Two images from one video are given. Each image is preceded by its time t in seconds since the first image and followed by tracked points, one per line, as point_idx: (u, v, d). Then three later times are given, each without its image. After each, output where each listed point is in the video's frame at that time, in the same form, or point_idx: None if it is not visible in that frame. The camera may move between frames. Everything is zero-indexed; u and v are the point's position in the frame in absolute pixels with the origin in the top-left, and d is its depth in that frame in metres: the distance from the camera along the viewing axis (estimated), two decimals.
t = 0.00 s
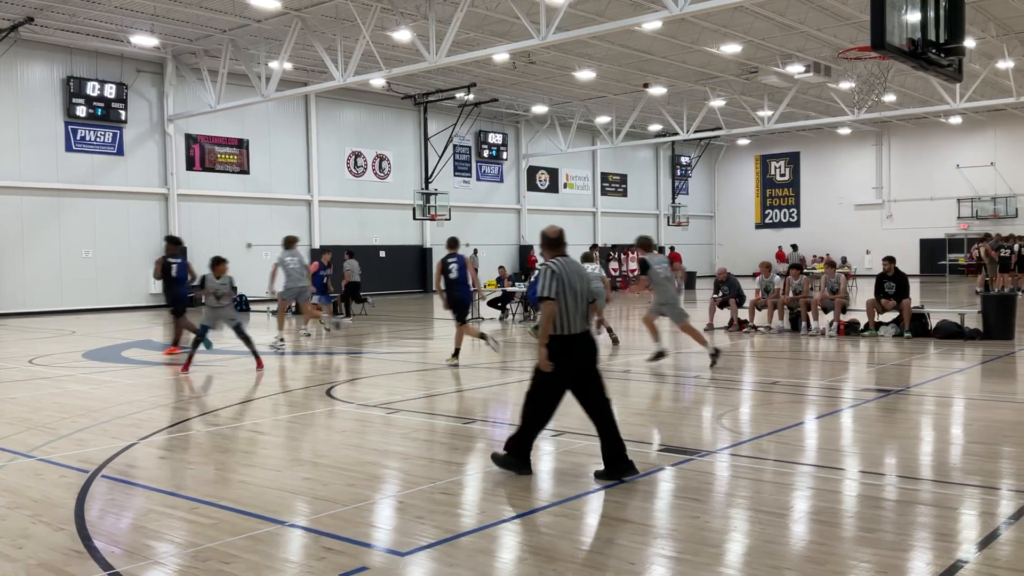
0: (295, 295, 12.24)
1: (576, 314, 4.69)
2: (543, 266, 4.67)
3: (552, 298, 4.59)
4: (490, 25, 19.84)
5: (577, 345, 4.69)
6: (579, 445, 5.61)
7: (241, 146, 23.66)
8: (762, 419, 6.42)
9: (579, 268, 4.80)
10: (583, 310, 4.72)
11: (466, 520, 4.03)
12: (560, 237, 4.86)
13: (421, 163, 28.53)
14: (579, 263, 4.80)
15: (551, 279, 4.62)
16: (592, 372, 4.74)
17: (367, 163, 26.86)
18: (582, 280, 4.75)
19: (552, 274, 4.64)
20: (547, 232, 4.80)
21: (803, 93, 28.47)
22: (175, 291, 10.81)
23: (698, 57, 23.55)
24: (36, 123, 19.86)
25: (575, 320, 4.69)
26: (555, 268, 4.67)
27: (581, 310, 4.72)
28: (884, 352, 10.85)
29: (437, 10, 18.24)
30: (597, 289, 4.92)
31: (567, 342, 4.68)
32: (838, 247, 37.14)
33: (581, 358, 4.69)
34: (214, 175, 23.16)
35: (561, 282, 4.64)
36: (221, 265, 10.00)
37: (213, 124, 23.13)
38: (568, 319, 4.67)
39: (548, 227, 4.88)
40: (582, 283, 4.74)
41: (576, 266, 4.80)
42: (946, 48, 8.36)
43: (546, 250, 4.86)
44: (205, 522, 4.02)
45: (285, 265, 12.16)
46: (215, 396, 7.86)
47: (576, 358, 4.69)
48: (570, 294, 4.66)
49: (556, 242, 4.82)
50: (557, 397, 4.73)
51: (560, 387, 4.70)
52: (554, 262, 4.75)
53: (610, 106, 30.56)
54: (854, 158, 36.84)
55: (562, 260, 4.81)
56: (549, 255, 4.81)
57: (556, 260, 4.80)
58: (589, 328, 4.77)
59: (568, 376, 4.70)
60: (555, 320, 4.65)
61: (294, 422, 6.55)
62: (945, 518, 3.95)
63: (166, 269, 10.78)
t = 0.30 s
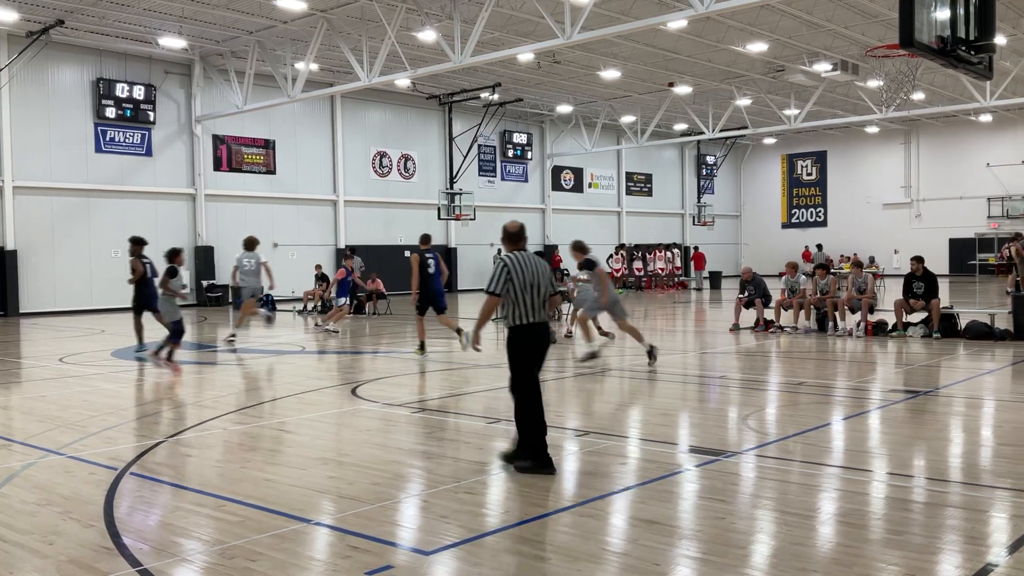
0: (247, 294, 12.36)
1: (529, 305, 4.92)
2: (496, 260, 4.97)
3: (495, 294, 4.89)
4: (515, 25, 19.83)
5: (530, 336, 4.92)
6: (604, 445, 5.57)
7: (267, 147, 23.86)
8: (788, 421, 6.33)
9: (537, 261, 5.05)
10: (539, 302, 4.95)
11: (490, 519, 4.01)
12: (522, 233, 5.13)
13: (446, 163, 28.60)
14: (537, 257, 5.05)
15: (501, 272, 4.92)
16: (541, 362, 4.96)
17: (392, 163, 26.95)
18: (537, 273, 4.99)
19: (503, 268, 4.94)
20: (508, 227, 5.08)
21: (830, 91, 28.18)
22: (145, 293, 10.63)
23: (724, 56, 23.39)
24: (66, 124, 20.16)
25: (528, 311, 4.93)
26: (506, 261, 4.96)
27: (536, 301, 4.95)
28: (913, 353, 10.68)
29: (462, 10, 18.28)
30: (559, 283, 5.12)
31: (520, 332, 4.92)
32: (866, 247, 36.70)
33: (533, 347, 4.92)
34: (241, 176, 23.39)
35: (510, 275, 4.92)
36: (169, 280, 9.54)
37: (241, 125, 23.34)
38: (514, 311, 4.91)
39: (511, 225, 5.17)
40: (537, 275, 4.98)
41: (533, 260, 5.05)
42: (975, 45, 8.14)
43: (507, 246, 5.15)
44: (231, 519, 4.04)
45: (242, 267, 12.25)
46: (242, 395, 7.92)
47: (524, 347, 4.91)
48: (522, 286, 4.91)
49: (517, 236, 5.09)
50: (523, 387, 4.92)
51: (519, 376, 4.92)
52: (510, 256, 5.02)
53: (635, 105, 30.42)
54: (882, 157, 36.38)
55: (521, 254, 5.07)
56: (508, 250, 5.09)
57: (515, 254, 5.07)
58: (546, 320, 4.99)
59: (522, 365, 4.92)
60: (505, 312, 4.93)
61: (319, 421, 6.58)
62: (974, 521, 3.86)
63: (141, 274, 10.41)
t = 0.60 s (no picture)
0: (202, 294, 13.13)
1: (483, 308, 5.16)
2: (454, 266, 5.19)
3: (454, 295, 5.08)
4: (527, 25, 19.82)
5: (480, 337, 5.15)
6: (616, 446, 5.54)
7: (280, 147, 23.97)
8: (802, 421, 6.29)
9: (492, 267, 5.30)
10: (491, 306, 5.20)
11: (502, 519, 3.99)
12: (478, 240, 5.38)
13: (458, 163, 28.62)
14: (492, 264, 5.30)
15: (458, 276, 5.14)
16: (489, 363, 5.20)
17: (404, 163, 26.98)
18: (492, 278, 5.24)
19: (460, 272, 5.17)
20: (465, 232, 5.33)
21: (844, 91, 28.01)
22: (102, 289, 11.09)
23: (737, 56, 23.31)
24: (80, 124, 20.28)
25: (480, 313, 5.15)
26: (463, 267, 5.19)
27: (490, 305, 5.20)
28: (926, 354, 10.60)
29: (475, 10, 18.30)
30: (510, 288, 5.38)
31: (472, 334, 5.14)
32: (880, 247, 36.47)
33: (484, 348, 5.16)
34: (254, 177, 23.49)
35: (466, 279, 5.14)
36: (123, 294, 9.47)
37: (254, 126, 23.44)
38: (469, 313, 5.13)
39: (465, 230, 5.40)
40: (492, 280, 5.23)
41: (488, 266, 5.30)
42: (990, 44, 8.05)
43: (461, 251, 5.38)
44: (244, 519, 4.05)
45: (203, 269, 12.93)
46: (254, 395, 7.94)
47: (476, 348, 5.14)
48: (477, 289, 5.15)
49: (472, 243, 5.35)
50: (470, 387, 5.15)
51: (461, 375, 5.15)
52: (467, 262, 5.26)
53: (647, 105, 30.33)
54: (896, 156, 36.15)
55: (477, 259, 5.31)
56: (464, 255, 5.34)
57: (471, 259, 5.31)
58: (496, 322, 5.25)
59: (472, 364, 5.15)
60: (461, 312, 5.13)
61: (331, 421, 6.58)
62: (990, 523, 3.81)
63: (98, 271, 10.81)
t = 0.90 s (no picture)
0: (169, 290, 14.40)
1: (434, 312, 5.25)
2: (406, 270, 5.22)
3: (411, 296, 5.15)
4: (532, 26, 19.81)
5: (437, 337, 5.25)
6: (622, 446, 5.55)
7: (285, 148, 24.02)
8: (807, 422, 6.29)
9: (443, 270, 5.38)
10: (442, 309, 5.30)
11: (508, 520, 4.00)
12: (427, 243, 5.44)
13: (464, 164, 28.64)
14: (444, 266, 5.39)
15: (411, 279, 5.18)
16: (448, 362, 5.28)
17: (410, 164, 27.00)
18: (443, 281, 5.32)
19: (412, 274, 5.21)
20: (414, 238, 5.40)
21: (850, 91, 27.94)
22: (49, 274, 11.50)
23: (743, 56, 23.28)
24: (87, 125, 20.36)
25: (432, 317, 5.25)
26: (416, 270, 5.23)
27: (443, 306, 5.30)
28: (932, 354, 10.58)
29: (480, 10, 18.30)
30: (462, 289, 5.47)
31: (424, 337, 5.23)
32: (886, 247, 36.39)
33: (438, 351, 5.25)
34: (260, 177, 23.55)
35: (420, 283, 5.19)
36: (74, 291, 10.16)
37: (260, 127, 23.51)
38: (426, 314, 5.22)
39: (416, 234, 5.46)
40: (445, 282, 5.33)
41: (439, 269, 5.37)
42: (997, 44, 8.04)
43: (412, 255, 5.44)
44: (250, 519, 4.06)
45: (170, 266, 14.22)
46: (261, 395, 7.96)
47: (435, 348, 5.24)
48: (429, 294, 5.22)
49: (422, 247, 5.41)
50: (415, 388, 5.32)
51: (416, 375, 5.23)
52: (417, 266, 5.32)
53: (653, 105, 30.29)
54: (903, 157, 36.04)
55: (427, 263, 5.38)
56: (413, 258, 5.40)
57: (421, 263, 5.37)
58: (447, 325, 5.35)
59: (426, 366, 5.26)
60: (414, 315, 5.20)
61: (338, 421, 6.60)
62: (996, 524, 3.80)
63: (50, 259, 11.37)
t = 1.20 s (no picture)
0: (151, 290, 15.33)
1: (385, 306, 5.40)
2: (355, 265, 5.38)
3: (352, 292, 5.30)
4: (535, 25, 19.82)
5: (379, 332, 5.40)
6: (624, 446, 5.54)
7: (287, 147, 24.03)
8: (810, 421, 6.28)
9: (396, 266, 5.50)
10: (389, 306, 5.41)
11: (510, 519, 3.99)
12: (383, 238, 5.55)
13: (465, 164, 28.63)
14: (396, 263, 5.48)
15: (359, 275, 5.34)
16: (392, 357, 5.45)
17: (412, 163, 27.01)
18: (395, 277, 5.44)
19: (359, 271, 5.36)
20: (370, 233, 5.48)
21: (852, 90, 27.93)
22: None
23: (745, 56, 23.29)
24: (89, 125, 20.39)
25: (381, 310, 5.39)
26: (366, 266, 5.38)
27: (389, 303, 5.41)
28: (935, 354, 10.57)
29: (482, 10, 18.31)
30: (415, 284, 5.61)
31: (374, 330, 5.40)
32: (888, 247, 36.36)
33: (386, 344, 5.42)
34: (262, 177, 23.56)
35: (367, 279, 5.35)
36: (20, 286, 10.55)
37: (262, 127, 23.53)
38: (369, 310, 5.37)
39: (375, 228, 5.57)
40: (393, 280, 5.43)
41: (392, 265, 5.50)
42: (1000, 43, 8.03)
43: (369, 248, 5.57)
44: (252, 519, 4.06)
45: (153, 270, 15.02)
46: (263, 395, 7.95)
47: (376, 344, 5.40)
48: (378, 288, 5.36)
49: (378, 242, 5.53)
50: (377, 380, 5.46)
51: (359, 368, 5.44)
52: (370, 261, 5.45)
53: (655, 105, 30.27)
54: (905, 156, 36.00)
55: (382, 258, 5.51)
56: (370, 253, 5.52)
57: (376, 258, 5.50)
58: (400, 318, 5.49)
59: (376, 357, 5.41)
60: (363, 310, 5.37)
61: (339, 421, 6.59)
62: (998, 524, 3.80)
63: None
